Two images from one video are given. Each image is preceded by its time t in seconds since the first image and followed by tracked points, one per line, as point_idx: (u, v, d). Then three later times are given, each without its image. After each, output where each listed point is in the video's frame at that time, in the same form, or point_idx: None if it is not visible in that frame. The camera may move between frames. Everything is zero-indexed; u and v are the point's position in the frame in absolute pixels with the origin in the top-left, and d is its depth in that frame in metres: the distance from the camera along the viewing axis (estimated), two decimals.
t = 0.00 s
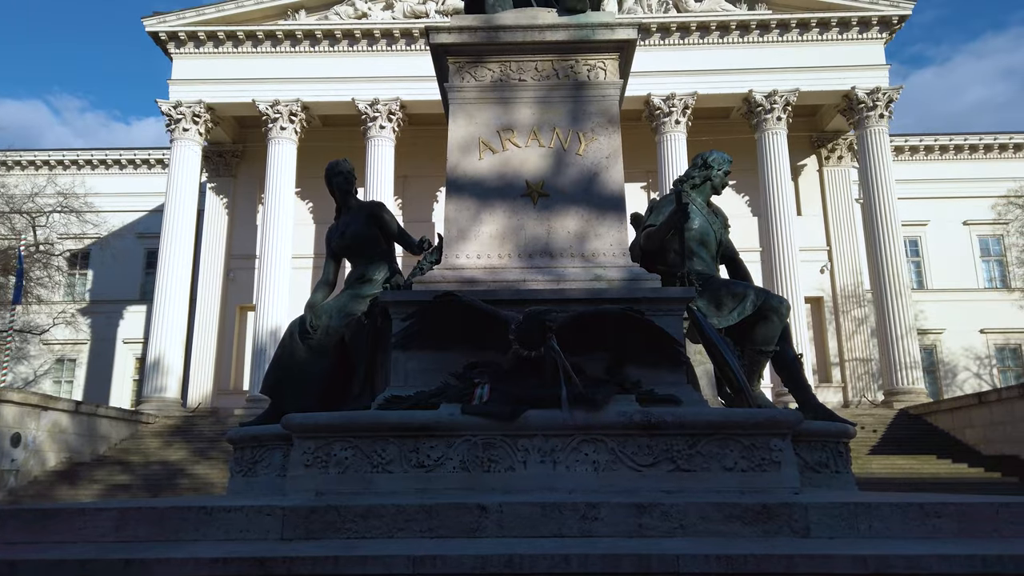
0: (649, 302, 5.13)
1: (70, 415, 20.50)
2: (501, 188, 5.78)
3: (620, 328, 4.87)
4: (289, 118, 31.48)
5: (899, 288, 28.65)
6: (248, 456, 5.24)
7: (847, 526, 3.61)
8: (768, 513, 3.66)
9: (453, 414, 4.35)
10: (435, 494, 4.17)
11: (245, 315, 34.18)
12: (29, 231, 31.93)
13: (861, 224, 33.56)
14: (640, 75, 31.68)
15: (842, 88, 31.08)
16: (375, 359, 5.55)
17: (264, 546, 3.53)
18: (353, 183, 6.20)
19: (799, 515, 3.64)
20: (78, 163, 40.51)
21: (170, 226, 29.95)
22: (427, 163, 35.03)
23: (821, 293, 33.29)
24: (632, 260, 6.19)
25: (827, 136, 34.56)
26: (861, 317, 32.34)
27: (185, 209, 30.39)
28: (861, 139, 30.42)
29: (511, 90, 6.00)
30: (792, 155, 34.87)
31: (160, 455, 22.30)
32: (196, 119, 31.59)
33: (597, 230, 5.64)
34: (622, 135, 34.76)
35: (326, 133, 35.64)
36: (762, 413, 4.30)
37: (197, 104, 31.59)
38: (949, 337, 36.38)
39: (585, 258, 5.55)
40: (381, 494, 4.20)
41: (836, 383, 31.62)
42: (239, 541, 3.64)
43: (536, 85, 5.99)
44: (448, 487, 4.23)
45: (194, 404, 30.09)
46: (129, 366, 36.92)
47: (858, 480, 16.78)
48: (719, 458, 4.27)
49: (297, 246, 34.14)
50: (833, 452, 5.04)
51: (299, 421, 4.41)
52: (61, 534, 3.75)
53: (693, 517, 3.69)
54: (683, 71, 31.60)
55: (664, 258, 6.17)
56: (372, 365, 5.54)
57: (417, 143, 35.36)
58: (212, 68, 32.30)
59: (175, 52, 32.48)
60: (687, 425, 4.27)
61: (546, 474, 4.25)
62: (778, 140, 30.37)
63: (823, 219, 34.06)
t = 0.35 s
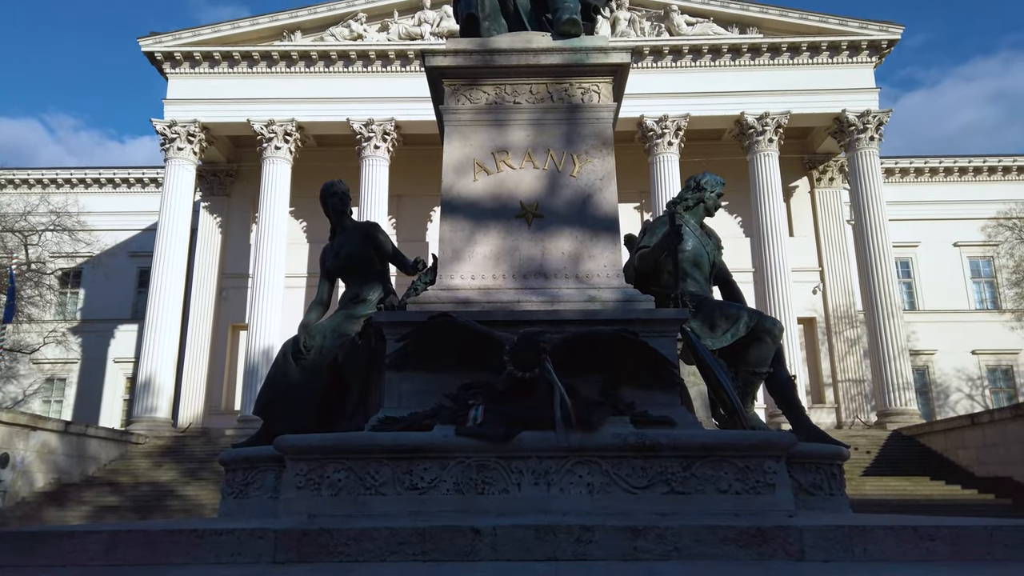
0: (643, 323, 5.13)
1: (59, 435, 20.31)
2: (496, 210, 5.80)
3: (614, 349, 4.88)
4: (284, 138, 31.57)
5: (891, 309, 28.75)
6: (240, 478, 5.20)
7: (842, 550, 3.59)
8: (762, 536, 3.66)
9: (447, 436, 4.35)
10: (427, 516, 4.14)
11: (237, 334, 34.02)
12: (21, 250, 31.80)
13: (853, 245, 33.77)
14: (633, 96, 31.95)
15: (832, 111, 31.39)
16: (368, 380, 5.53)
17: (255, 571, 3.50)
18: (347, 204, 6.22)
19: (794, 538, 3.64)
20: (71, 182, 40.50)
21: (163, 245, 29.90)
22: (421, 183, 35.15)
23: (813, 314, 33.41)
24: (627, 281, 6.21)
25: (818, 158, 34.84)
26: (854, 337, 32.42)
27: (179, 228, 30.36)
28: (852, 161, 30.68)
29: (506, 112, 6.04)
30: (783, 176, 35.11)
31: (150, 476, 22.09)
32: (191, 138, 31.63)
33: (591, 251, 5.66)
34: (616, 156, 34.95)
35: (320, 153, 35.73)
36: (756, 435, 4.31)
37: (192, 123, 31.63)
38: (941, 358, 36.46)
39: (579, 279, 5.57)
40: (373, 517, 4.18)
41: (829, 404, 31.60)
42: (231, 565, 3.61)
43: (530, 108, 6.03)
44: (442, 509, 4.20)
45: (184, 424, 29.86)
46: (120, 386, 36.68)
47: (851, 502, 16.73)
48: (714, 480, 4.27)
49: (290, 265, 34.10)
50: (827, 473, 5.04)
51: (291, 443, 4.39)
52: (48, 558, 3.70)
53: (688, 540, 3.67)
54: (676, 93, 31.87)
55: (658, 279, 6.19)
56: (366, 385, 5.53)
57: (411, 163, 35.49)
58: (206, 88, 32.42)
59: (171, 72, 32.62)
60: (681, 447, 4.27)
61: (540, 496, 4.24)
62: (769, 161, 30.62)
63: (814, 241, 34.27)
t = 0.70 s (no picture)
0: (638, 346, 5.14)
1: (48, 457, 20.11)
2: (491, 232, 5.82)
3: (609, 372, 4.89)
4: (278, 159, 31.66)
5: (884, 331, 28.83)
6: (232, 501, 5.16)
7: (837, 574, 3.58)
8: (757, 560, 3.64)
9: (442, 459, 4.34)
10: (422, 540, 4.12)
11: (229, 355, 33.87)
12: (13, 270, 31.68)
13: (845, 268, 33.96)
14: (626, 119, 32.21)
15: (824, 134, 31.69)
16: (362, 402, 5.51)
17: None
18: (343, 226, 6.24)
19: (788, 563, 3.63)
20: (65, 203, 40.47)
21: (156, 266, 29.82)
22: (415, 204, 35.24)
23: (806, 336, 33.48)
24: (621, 303, 6.23)
25: (810, 181, 35.12)
26: (847, 360, 32.47)
27: (172, 248, 30.32)
28: (843, 183, 30.93)
29: (501, 136, 6.09)
30: (776, 199, 35.33)
31: (140, 498, 21.89)
32: (185, 159, 31.67)
33: (585, 274, 5.68)
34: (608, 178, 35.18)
35: (315, 174, 35.83)
36: (751, 458, 4.31)
37: (187, 144, 31.72)
38: (933, 381, 36.54)
39: (574, 302, 5.58)
40: (368, 541, 4.15)
41: (823, 426, 31.58)
42: None
43: (525, 131, 6.08)
44: (436, 533, 4.18)
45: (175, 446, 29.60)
46: (110, 407, 36.37)
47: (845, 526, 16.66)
48: (709, 504, 4.26)
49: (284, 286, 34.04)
50: (821, 497, 5.03)
51: (285, 466, 4.37)
52: None
53: (682, 563, 3.66)
54: (669, 117, 32.14)
55: (652, 301, 6.22)
56: (361, 407, 5.50)
57: (406, 185, 35.59)
58: (202, 109, 32.54)
59: (166, 93, 32.75)
60: (676, 470, 4.27)
61: (535, 520, 4.22)
62: (762, 184, 30.83)
63: (807, 263, 34.43)
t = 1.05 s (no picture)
0: (633, 371, 5.13)
1: (36, 482, 19.86)
2: (486, 257, 5.83)
3: (605, 399, 4.89)
4: (273, 182, 31.73)
5: (877, 356, 28.85)
6: (223, 528, 5.11)
7: None
8: None
9: (436, 485, 4.31)
10: (416, 568, 4.08)
11: (221, 378, 33.68)
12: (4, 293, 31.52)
13: (837, 293, 34.10)
14: (620, 144, 32.40)
15: (815, 160, 31.93)
16: (355, 427, 5.47)
17: None
18: (338, 250, 6.25)
19: None
20: (58, 225, 40.40)
21: (148, 288, 29.71)
22: (409, 228, 35.30)
23: (799, 360, 33.49)
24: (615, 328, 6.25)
25: (802, 206, 35.34)
26: (840, 385, 32.47)
27: (165, 271, 30.25)
28: (835, 209, 31.16)
29: (497, 162, 6.13)
30: (768, 224, 35.50)
31: (128, 524, 21.63)
32: (180, 182, 31.70)
33: (580, 299, 5.69)
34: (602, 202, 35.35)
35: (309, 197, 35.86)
36: (746, 485, 4.31)
37: (182, 167, 31.77)
38: (927, 406, 36.56)
39: (569, 327, 5.58)
40: (361, 569, 4.11)
41: (817, 451, 31.49)
42: None
43: (521, 157, 6.13)
44: (430, 561, 4.14)
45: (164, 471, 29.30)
46: (99, 430, 36.04)
47: (840, 552, 16.57)
48: (705, 531, 4.24)
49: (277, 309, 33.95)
50: (817, 525, 5.01)
51: (278, 492, 4.34)
52: None
53: None
54: (662, 142, 32.39)
55: (647, 326, 6.26)
56: (354, 433, 5.46)
57: (400, 208, 35.66)
58: (197, 132, 32.64)
59: (162, 116, 32.85)
60: (672, 497, 4.25)
61: (529, 548, 4.19)
62: (754, 209, 31.01)
63: (800, 288, 34.54)
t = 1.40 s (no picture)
0: (627, 398, 5.10)
1: (21, 508, 19.56)
2: (481, 282, 5.83)
3: (599, 425, 4.87)
4: (267, 206, 31.76)
5: (870, 382, 28.87)
6: (213, 556, 5.03)
7: None
8: None
9: (430, 513, 4.27)
10: None
11: (211, 404, 33.43)
12: None
13: (830, 319, 34.19)
14: (613, 169, 32.55)
15: (808, 186, 32.16)
16: (347, 453, 5.41)
17: None
18: (332, 275, 6.23)
19: None
20: (49, 248, 40.25)
21: (140, 312, 29.56)
22: (403, 252, 35.34)
23: (794, 386, 33.49)
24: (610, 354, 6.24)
25: (794, 232, 35.51)
26: (835, 410, 32.47)
27: (157, 295, 30.13)
28: (828, 235, 31.35)
29: (491, 187, 6.15)
30: (761, 249, 35.63)
31: (116, 552, 21.32)
32: (173, 206, 31.68)
33: (575, 324, 5.68)
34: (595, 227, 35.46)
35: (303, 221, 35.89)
36: (742, 512, 4.28)
37: (175, 191, 31.76)
38: (921, 432, 36.52)
39: (563, 353, 5.57)
40: None
41: (812, 477, 31.39)
42: None
43: (515, 183, 6.15)
44: None
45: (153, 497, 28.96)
46: (87, 456, 35.65)
47: None
48: (700, 560, 4.20)
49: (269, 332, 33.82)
50: (812, 553, 4.96)
51: (270, 520, 4.29)
52: None
53: None
54: (655, 168, 32.58)
55: (641, 352, 6.25)
56: (346, 459, 5.40)
57: (394, 232, 35.70)
58: (191, 156, 32.69)
59: (156, 140, 32.91)
60: (667, 525, 4.21)
61: None
62: (747, 235, 31.15)
63: (793, 313, 34.61)
